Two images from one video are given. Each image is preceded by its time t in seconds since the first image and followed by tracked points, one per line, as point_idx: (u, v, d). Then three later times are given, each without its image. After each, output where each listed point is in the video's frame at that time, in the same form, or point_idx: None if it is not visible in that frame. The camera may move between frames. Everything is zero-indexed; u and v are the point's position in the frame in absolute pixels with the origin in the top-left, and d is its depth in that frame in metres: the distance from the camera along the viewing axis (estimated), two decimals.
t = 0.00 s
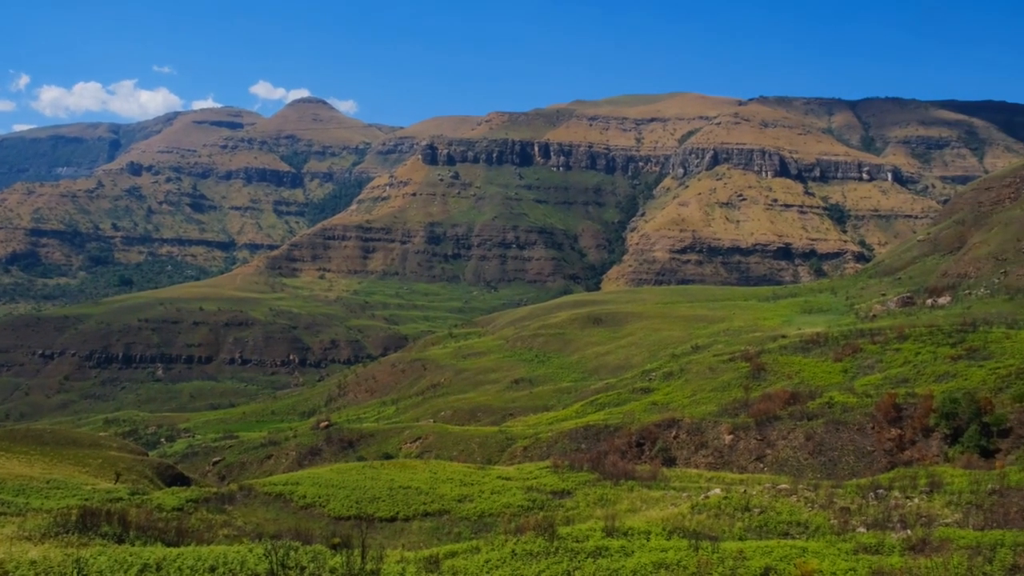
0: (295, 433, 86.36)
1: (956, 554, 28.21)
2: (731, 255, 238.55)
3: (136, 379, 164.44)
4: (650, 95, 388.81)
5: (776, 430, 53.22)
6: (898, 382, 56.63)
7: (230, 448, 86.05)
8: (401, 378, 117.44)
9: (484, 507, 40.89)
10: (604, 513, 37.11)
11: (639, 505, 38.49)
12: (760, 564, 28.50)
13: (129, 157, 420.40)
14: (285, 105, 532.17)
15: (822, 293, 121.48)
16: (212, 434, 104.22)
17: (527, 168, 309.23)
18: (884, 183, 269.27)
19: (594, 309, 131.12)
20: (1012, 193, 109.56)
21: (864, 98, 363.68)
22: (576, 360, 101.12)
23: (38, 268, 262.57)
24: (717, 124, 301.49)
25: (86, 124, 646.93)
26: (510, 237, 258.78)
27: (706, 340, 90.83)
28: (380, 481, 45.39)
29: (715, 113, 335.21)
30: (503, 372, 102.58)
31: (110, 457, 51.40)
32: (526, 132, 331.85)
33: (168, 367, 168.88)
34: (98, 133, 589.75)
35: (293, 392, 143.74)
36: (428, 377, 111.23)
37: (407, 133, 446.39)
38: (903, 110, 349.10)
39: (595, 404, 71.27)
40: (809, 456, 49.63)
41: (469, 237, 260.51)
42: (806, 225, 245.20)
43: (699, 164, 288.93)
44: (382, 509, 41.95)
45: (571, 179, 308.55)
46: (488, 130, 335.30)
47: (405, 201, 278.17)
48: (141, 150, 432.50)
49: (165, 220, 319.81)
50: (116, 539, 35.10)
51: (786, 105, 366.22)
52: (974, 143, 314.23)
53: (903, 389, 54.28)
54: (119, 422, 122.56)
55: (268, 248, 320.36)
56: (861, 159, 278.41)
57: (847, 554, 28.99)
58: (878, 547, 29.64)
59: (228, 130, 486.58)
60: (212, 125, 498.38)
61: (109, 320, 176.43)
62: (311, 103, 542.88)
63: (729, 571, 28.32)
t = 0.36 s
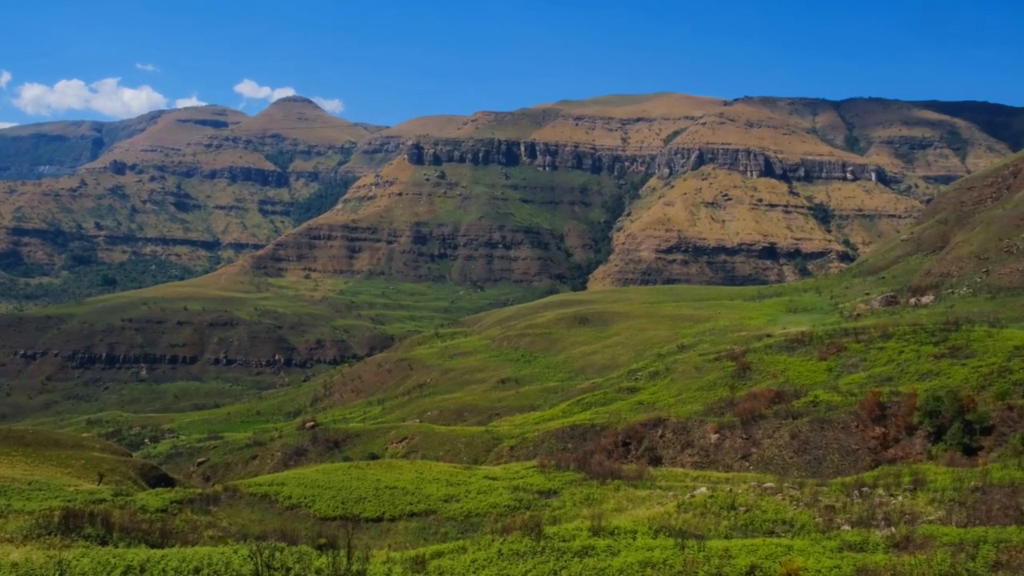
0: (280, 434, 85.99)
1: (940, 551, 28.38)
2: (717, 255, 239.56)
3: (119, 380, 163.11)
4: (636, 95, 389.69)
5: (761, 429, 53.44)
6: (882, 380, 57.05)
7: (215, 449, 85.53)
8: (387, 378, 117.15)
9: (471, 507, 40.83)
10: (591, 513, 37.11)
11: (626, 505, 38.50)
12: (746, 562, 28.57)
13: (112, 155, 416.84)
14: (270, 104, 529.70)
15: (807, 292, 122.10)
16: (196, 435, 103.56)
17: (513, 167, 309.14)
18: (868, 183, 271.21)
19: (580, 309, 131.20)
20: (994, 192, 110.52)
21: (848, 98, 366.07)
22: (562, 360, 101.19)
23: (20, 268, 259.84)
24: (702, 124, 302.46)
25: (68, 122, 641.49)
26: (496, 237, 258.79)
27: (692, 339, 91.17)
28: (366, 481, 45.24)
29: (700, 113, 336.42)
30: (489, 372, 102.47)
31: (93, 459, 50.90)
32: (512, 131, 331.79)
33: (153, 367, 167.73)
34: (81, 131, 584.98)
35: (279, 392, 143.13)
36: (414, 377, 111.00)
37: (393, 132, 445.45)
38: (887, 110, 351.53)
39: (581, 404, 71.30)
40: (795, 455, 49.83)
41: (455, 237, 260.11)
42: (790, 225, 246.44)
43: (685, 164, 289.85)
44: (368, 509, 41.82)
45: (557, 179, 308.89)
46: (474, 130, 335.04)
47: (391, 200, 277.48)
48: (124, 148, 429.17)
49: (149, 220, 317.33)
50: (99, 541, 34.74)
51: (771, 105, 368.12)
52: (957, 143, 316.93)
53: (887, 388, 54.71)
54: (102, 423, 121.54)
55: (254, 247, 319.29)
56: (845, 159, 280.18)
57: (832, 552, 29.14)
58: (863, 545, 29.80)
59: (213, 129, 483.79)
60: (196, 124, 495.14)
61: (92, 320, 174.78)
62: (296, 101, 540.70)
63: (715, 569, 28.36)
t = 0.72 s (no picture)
0: (266, 434, 85.65)
1: (923, 548, 28.54)
2: (702, 254, 240.60)
3: (103, 381, 161.86)
4: (622, 95, 390.44)
5: (747, 428, 53.67)
6: (866, 379, 57.45)
7: (200, 449, 85.00)
8: (373, 378, 116.83)
9: (457, 506, 40.76)
10: (578, 512, 37.14)
11: (612, 504, 38.59)
12: (732, 560, 28.64)
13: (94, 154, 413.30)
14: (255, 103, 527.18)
15: (792, 292, 122.78)
16: (182, 436, 102.93)
17: (499, 167, 308.96)
18: (852, 183, 272.97)
19: (567, 309, 131.32)
20: (977, 193, 111.42)
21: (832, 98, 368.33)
22: (549, 359, 101.22)
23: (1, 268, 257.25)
24: (688, 124, 303.42)
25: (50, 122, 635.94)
26: (482, 236, 258.84)
27: (678, 338, 91.46)
28: (352, 481, 45.11)
29: (685, 113, 337.60)
30: (476, 371, 102.37)
31: (76, 460, 50.40)
32: (498, 131, 331.75)
33: (137, 367, 166.66)
34: (64, 130, 580.27)
35: (265, 392, 142.58)
36: (400, 377, 110.72)
37: (379, 132, 444.45)
38: (871, 110, 353.90)
39: (568, 403, 71.34)
40: (780, 453, 50.04)
41: (441, 236, 259.72)
42: (776, 224, 247.56)
43: (671, 164, 290.65)
44: (354, 509, 41.68)
45: (543, 179, 309.18)
46: (460, 129, 334.82)
47: (377, 200, 276.73)
48: (107, 148, 425.71)
49: (133, 219, 314.97)
50: (83, 543, 34.40)
51: (756, 105, 369.84)
52: (940, 143, 319.51)
53: (871, 386, 55.07)
54: (86, 424, 120.50)
55: (238, 247, 318.13)
56: (830, 159, 281.79)
57: (817, 550, 29.28)
58: (847, 542, 29.97)
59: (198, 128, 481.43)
60: (180, 123, 491.95)
61: (75, 320, 173.21)
62: (281, 100, 538.34)
63: (701, 568, 28.42)
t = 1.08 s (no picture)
0: (252, 434, 85.21)
1: (908, 546, 28.69)
2: (688, 254, 241.37)
3: (87, 381, 160.53)
4: (608, 95, 391.25)
5: (733, 427, 53.86)
6: (851, 377, 57.77)
7: (185, 450, 84.40)
8: (359, 378, 116.52)
9: (444, 506, 40.69)
10: (564, 511, 37.17)
11: (599, 503, 38.59)
12: (719, 559, 28.71)
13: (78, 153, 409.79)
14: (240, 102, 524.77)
15: (778, 291, 123.41)
16: (166, 437, 102.23)
17: (486, 166, 308.78)
18: (838, 182, 274.58)
19: (554, 308, 131.46)
20: (960, 193, 112.24)
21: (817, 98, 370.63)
22: (535, 359, 101.18)
23: None
24: (674, 124, 304.34)
25: (32, 121, 630.41)
26: (469, 235, 258.68)
27: (665, 338, 91.74)
28: (338, 481, 44.95)
29: (672, 112, 338.73)
30: (463, 371, 102.19)
31: (59, 462, 49.95)
32: (485, 130, 331.68)
33: (121, 368, 165.54)
34: (47, 129, 575.50)
35: (251, 392, 141.95)
36: (387, 377, 110.43)
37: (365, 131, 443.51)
38: (855, 110, 356.15)
39: (555, 402, 71.38)
40: (765, 452, 50.26)
41: (428, 236, 259.27)
42: (761, 224, 248.72)
43: (657, 163, 291.30)
44: (342, 510, 41.53)
45: (530, 178, 309.33)
46: (447, 129, 334.56)
47: (363, 199, 275.93)
48: (91, 147, 422.18)
49: (117, 219, 312.54)
50: (67, 545, 34.08)
51: (741, 105, 371.53)
52: (923, 143, 322.05)
53: (856, 385, 55.37)
54: (69, 425, 119.42)
55: (224, 247, 316.75)
56: (815, 159, 283.31)
57: (802, 548, 29.40)
58: (832, 540, 30.13)
59: (182, 127, 479.22)
60: (165, 122, 488.96)
61: (58, 320, 171.61)
62: (267, 99, 536.00)
63: (688, 566, 28.49)
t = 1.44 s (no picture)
0: (236, 435, 84.68)
1: (890, 543, 28.88)
2: (673, 253, 242.02)
3: (69, 382, 158.99)
4: (593, 95, 391.92)
5: (717, 425, 54.08)
6: (835, 376, 58.15)
7: (168, 451, 83.77)
8: (344, 377, 116.12)
9: (429, 506, 40.59)
10: (549, 510, 37.19)
11: (584, 501, 38.65)
12: (703, 557, 28.80)
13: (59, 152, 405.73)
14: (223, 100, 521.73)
15: (762, 290, 124.08)
16: (149, 437, 101.49)
17: (471, 166, 308.41)
18: (821, 182, 276.24)
19: (539, 308, 131.58)
20: (942, 192, 113.19)
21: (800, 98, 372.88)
22: (520, 358, 101.19)
23: None
24: (659, 123, 305.19)
25: (12, 120, 624.22)
26: (454, 235, 258.26)
27: (649, 337, 91.98)
28: (323, 481, 44.75)
29: (656, 112, 339.74)
30: (448, 370, 102.08)
31: (40, 463, 49.41)
32: (470, 129, 331.36)
33: (103, 368, 164.20)
34: (27, 127, 570.24)
35: (235, 392, 141.19)
36: (372, 377, 110.08)
37: (349, 130, 442.20)
38: (838, 111, 358.51)
39: (540, 402, 71.41)
40: (749, 450, 50.50)
41: (412, 235, 258.67)
42: (746, 223, 249.83)
43: (642, 163, 291.87)
44: (326, 509, 41.35)
45: (515, 177, 309.28)
46: (432, 128, 334.02)
47: (348, 198, 275.00)
48: (72, 145, 418.19)
49: (99, 218, 309.73)
50: (48, 547, 33.71)
51: (726, 105, 373.13)
52: (905, 144, 324.60)
53: (839, 383, 55.73)
54: (51, 426, 118.23)
55: (207, 247, 315.13)
56: (798, 159, 284.86)
57: (786, 546, 29.50)
58: (816, 538, 30.30)
59: (165, 125, 475.42)
60: (147, 120, 485.28)
61: (39, 320, 169.79)
62: (251, 98, 533.09)
63: (673, 565, 28.56)
